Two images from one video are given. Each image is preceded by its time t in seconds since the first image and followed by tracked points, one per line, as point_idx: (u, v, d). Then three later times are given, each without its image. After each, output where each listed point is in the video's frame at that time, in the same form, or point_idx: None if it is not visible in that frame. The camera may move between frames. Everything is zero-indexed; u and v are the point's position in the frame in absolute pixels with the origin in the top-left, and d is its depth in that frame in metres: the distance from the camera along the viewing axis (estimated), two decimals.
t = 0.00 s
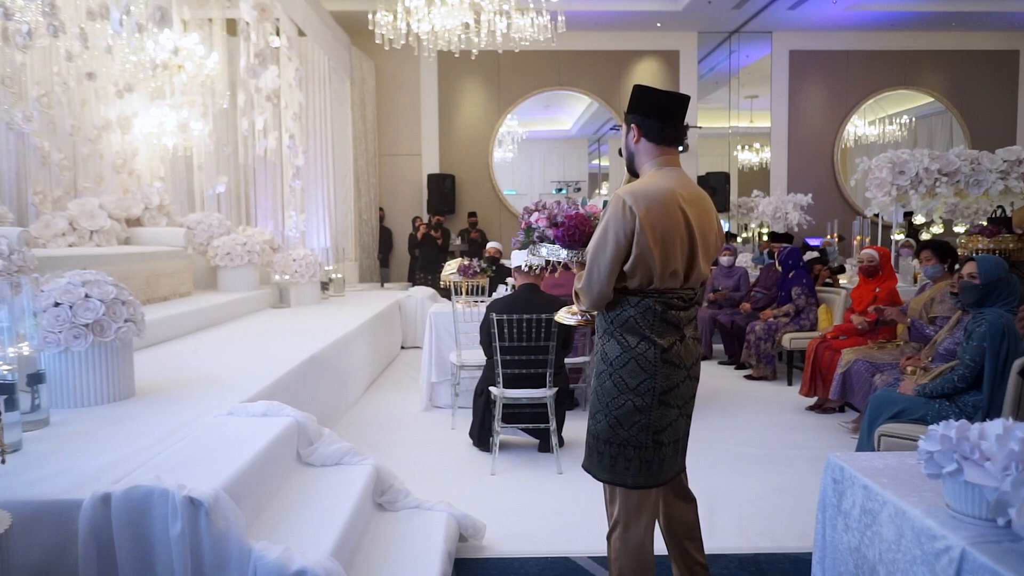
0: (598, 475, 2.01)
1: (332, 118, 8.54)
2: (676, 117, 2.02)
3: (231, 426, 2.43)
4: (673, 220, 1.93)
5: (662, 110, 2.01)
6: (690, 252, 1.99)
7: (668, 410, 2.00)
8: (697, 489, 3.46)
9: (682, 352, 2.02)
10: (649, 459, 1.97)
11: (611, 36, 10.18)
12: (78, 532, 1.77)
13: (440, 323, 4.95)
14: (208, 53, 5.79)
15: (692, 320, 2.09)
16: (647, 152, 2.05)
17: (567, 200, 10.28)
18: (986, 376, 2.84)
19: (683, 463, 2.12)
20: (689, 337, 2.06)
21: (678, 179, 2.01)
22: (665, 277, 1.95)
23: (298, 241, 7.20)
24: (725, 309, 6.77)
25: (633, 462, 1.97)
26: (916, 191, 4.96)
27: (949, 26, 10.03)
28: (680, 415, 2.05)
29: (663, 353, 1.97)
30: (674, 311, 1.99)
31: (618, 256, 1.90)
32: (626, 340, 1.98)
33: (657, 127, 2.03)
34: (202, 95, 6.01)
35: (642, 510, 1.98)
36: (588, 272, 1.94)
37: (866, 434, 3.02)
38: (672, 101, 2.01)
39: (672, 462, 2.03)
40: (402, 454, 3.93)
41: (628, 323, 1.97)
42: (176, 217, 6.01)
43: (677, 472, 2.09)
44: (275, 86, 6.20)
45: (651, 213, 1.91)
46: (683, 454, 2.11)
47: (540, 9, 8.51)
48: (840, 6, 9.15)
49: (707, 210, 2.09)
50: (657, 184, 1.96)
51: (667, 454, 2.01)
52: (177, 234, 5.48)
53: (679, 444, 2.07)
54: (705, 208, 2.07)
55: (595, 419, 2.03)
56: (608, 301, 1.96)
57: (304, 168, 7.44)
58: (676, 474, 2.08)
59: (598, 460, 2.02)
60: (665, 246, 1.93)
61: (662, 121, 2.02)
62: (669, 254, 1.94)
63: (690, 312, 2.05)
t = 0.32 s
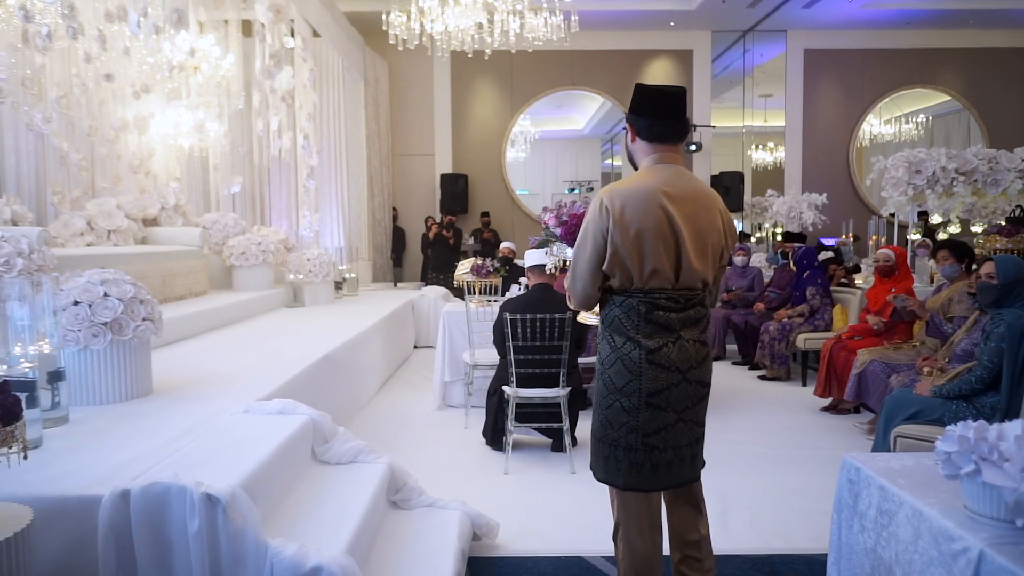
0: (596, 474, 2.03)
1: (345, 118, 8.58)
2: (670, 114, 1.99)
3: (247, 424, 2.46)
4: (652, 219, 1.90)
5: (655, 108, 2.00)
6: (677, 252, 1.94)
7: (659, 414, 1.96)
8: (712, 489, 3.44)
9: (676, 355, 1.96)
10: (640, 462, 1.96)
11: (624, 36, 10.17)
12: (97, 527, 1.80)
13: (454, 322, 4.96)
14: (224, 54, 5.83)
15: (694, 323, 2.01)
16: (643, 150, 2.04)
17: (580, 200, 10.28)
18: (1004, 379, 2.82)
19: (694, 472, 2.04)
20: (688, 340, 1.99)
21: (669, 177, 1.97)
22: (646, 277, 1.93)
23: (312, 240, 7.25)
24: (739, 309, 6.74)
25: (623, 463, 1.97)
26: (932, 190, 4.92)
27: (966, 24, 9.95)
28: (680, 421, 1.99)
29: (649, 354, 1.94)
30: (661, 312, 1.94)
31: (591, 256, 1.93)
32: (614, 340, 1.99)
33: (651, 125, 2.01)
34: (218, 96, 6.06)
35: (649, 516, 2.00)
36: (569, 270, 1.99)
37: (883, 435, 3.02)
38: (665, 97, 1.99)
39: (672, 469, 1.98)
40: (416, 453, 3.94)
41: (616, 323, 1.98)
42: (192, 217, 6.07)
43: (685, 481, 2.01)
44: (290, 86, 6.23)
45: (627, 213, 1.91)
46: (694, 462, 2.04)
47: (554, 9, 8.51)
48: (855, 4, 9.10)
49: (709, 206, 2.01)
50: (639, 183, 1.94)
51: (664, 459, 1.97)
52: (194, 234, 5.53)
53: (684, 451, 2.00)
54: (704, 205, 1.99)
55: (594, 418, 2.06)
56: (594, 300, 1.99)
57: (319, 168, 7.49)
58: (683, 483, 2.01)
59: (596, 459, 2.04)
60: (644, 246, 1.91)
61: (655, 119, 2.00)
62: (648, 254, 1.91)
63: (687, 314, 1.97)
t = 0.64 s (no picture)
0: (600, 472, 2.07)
1: (355, 118, 8.61)
2: (670, 112, 1.98)
3: (256, 422, 2.48)
4: (637, 221, 1.89)
5: (656, 107, 1.99)
6: (665, 253, 1.91)
7: (650, 416, 1.95)
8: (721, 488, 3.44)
9: (667, 358, 1.93)
10: (630, 463, 1.97)
11: (634, 35, 10.15)
12: (111, 525, 1.81)
13: (463, 322, 4.97)
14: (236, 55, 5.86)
15: (692, 327, 1.95)
16: (645, 150, 2.04)
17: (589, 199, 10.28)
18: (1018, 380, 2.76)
19: (699, 482, 1.97)
20: (683, 343, 1.94)
21: (663, 177, 1.94)
22: (633, 278, 1.93)
23: (322, 240, 7.31)
24: (749, 309, 6.73)
25: (616, 463, 1.99)
26: (945, 190, 4.89)
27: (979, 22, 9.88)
28: (676, 427, 1.95)
29: (636, 356, 1.94)
30: (650, 314, 1.93)
31: (579, 257, 1.98)
32: (609, 341, 2.01)
33: (652, 125, 2.00)
34: (230, 96, 6.02)
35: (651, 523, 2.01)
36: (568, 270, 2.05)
37: (895, 432, 3.04)
38: (666, 97, 1.98)
39: (666, 474, 1.96)
40: (425, 452, 3.95)
41: (610, 324, 2.00)
42: (203, 217, 6.10)
43: (685, 488, 1.97)
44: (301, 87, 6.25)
45: (613, 215, 1.91)
46: (699, 471, 1.97)
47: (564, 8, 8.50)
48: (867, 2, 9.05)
49: (709, 205, 1.94)
50: (629, 185, 1.93)
51: (657, 463, 1.95)
52: (205, 234, 5.57)
53: (681, 458, 1.96)
54: (701, 204, 1.93)
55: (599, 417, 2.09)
56: (591, 300, 2.03)
57: (329, 168, 7.53)
58: (683, 489, 1.96)
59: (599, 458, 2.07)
60: (628, 248, 1.91)
61: (656, 118, 1.99)
62: (632, 256, 1.91)
63: (679, 318, 1.93)
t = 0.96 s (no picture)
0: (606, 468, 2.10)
1: (361, 118, 8.64)
2: (672, 110, 1.97)
3: (263, 420, 2.49)
4: (630, 221, 1.89)
5: (660, 106, 2.00)
6: (660, 253, 1.89)
7: (647, 416, 1.95)
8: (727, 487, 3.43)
9: (663, 359, 1.93)
10: (628, 460, 1.99)
11: (639, 34, 10.14)
12: (121, 522, 1.83)
13: (470, 321, 4.98)
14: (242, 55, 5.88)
15: (691, 329, 1.92)
16: (651, 149, 2.04)
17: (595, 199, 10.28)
18: None
19: (698, 488, 1.94)
20: (680, 344, 1.92)
21: (663, 176, 1.92)
22: (630, 278, 1.93)
23: (328, 239, 7.33)
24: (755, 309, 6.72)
25: (616, 460, 2.02)
26: (952, 188, 4.87)
27: (987, 20, 9.83)
28: (673, 429, 1.94)
29: (634, 355, 1.95)
30: (647, 313, 1.93)
31: (582, 257, 2.01)
32: (612, 339, 2.03)
33: (656, 123, 2.01)
34: (236, 97, 6.06)
35: (651, 521, 2.02)
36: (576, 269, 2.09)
37: (902, 431, 3.02)
38: (669, 94, 1.98)
39: (663, 476, 1.95)
40: (431, 451, 3.97)
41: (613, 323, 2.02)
42: (210, 216, 6.12)
43: (682, 493, 1.95)
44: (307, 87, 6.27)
45: (609, 215, 1.92)
46: (698, 477, 1.94)
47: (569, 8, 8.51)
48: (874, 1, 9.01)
49: (710, 204, 1.89)
50: (628, 184, 1.93)
51: (654, 463, 1.96)
52: (211, 234, 5.59)
53: (679, 460, 1.94)
54: (700, 202, 1.89)
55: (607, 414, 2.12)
56: (596, 298, 2.05)
57: (335, 168, 7.56)
58: (679, 493, 1.95)
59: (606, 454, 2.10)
60: (623, 247, 1.91)
61: (660, 116, 2.00)
62: (627, 255, 1.91)
63: (677, 318, 1.91)
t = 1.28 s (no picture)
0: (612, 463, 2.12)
1: (364, 118, 8.65)
2: (674, 103, 1.99)
3: (268, 418, 2.50)
4: (628, 217, 1.90)
5: (662, 100, 2.01)
6: (659, 248, 1.90)
7: (647, 413, 1.96)
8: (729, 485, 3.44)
9: (664, 355, 1.93)
10: (631, 456, 2.01)
11: (642, 34, 10.15)
12: (126, 518, 1.84)
13: (473, 320, 4.98)
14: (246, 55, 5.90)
15: (693, 325, 1.92)
16: (654, 144, 2.06)
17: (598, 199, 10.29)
18: None
19: (697, 487, 1.94)
20: (681, 341, 1.92)
21: (664, 172, 1.93)
22: (630, 274, 1.95)
23: (331, 239, 7.37)
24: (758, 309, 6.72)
25: (618, 455, 2.04)
26: (955, 188, 4.88)
27: (990, 20, 9.82)
28: (673, 427, 1.95)
29: (636, 351, 1.97)
30: (648, 309, 1.94)
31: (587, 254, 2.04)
32: (617, 335, 2.05)
33: (658, 118, 2.02)
34: (240, 97, 6.05)
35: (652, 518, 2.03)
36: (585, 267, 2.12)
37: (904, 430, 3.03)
38: (670, 88, 2.00)
39: (663, 474, 1.96)
40: (435, 449, 3.98)
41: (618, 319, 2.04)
42: (214, 216, 6.14)
43: (681, 492, 1.95)
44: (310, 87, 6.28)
45: (610, 213, 1.95)
46: (697, 477, 1.94)
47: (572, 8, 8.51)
48: None
49: (709, 199, 1.88)
50: (629, 181, 1.95)
51: (654, 460, 1.97)
52: (215, 233, 5.62)
53: (679, 459, 1.94)
54: (699, 197, 1.88)
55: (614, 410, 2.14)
56: (603, 293, 2.08)
57: (339, 167, 7.58)
58: (678, 492, 1.95)
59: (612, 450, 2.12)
60: (622, 244, 1.93)
61: (664, 110, 2.00)
62: (625, 251, 1.93)
63: (678, 314, 1.91)
